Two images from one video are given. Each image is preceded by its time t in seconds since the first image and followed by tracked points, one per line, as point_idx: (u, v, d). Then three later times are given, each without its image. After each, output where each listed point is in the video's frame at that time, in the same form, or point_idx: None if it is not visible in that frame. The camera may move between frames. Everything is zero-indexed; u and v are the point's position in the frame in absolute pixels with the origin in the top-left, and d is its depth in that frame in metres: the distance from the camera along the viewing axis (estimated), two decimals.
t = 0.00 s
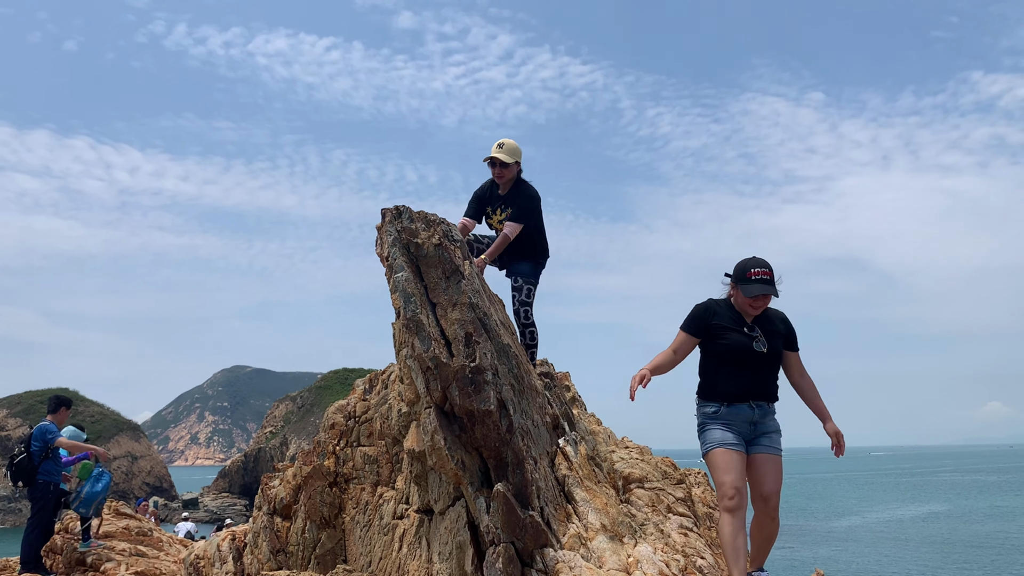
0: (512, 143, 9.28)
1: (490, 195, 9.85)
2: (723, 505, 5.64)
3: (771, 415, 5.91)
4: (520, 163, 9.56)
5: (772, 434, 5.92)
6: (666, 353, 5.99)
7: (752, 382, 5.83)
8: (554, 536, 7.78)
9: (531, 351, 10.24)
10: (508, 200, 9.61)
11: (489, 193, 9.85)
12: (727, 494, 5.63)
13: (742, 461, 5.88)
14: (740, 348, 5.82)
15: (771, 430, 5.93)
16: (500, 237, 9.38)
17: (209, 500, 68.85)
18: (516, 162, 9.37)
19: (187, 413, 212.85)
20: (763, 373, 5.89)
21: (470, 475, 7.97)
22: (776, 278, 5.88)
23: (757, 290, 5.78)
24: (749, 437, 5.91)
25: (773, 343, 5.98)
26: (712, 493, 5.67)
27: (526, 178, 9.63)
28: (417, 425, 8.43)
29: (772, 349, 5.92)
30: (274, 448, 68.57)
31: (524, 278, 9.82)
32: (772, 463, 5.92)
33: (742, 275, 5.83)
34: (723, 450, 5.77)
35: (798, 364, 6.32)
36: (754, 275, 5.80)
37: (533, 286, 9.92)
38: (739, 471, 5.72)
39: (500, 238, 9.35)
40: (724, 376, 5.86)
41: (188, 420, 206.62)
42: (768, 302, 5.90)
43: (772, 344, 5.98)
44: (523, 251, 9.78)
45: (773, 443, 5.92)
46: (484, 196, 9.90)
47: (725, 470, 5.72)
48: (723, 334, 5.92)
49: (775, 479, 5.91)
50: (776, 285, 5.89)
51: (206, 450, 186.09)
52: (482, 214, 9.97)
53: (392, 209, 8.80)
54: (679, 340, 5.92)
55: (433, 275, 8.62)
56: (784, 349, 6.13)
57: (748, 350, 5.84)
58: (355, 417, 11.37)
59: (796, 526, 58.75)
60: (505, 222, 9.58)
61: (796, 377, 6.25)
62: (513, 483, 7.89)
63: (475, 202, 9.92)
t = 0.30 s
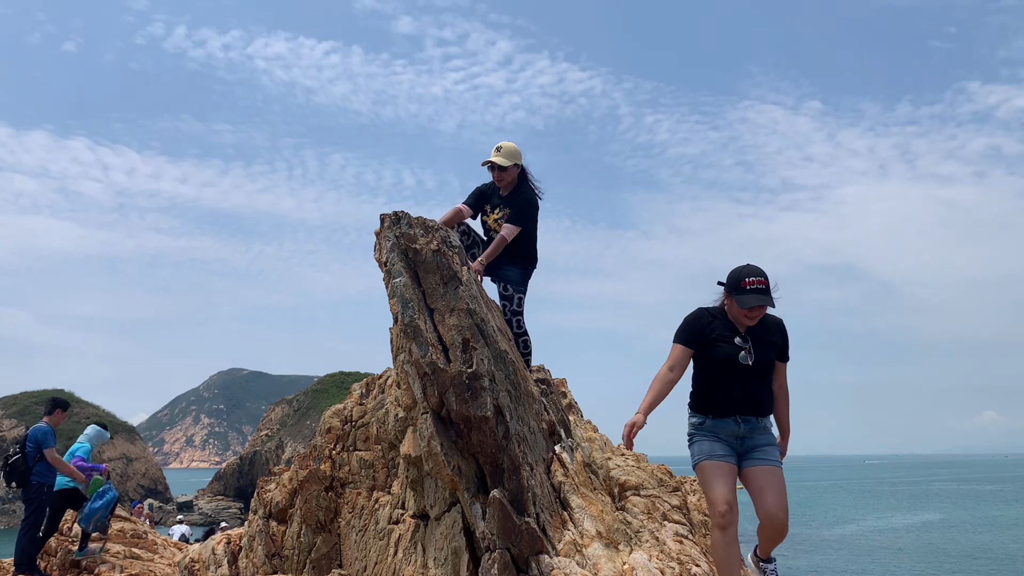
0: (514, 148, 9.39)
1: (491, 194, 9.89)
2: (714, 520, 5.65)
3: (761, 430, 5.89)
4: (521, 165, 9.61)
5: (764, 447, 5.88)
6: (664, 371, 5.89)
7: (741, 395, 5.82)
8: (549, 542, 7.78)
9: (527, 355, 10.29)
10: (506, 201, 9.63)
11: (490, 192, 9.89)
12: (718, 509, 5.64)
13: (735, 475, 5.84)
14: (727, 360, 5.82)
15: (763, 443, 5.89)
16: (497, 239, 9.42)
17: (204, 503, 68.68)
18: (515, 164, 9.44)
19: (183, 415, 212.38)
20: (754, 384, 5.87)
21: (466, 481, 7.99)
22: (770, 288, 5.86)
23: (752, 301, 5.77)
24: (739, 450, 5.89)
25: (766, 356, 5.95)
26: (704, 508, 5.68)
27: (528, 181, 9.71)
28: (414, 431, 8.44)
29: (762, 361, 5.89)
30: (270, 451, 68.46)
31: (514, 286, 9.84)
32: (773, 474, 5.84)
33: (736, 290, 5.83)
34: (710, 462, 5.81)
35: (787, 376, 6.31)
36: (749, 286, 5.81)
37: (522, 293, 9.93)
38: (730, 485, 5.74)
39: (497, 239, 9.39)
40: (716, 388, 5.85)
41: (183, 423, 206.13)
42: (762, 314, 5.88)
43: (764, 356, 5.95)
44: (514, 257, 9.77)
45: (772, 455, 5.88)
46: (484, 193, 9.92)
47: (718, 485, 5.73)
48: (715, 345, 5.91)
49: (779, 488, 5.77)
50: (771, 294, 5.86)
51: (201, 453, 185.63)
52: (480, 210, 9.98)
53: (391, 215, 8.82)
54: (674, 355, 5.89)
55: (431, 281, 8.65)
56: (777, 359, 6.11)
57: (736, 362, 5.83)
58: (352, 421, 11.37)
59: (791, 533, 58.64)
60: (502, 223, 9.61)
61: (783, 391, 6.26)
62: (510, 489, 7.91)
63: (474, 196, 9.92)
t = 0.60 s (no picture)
0: (494, 136, 9.36)
1: (476, 185, 9.90)
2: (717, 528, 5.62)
3: (769, 440, 5.86)
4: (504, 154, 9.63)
5: (774, 455, 5.82)
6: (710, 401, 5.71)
7: (747, 405, 5.81)
8: (550, 543, 7.77)
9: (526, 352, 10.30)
10: (493, 191, 9.65)
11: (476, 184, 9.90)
12: (721, 518, 5.60)
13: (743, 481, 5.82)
14: (730, 373, 5.80)
15: (772, 449, 5.83)
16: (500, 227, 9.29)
17: (203, 500, 68.74)
18: (499, 152, 9.44)
19: (183, 412, 212.58)
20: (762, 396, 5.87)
21: (467, 480, 7.98)
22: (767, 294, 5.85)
23: (752, 312, 5.73)
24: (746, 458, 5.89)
25: (769, 362, 5.92)
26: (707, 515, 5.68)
27: (511, 167, 9.70)
28: (415, 430, 8.42)
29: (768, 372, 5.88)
30: (270, 449, 68.53)
31: (509, 280, 9.83)
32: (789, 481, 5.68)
33: (736, 301, 5.76)
34: (717, 469, 5.80)
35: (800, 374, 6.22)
36: (748, 296, 5.78)
37: (516, 286, 9.91)
38: (735, 493, 5.66)
39: (501, 228, 9.26)
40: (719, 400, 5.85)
41: (184, 420, 206.27)
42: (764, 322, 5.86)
43: (768, 364, 5.93)
44: (507, 251, 9.80)
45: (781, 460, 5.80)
46: (470, 185, 9.93)
47: (725, 494, 5.65)
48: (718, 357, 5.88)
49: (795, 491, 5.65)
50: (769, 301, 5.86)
51: (201, 451, 185.76)
52: (464, 203, 9.96)
53: (394, 214, 8.81)
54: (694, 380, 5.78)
55: (433, 280, 8.64)
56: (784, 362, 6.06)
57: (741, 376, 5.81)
58: (353, 420, 11.37)
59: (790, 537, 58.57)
60: (493, 212, 9.61)
61: (800, 392, 6.17)
62: (510, 489, 7.91)
63: (459, 189, 9.92)
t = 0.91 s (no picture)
0: (463, 132, 9.31)
1: (449, 185, 9.77)
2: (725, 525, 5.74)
3: (789, 449, 5.80)
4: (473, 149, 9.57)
5: (793, 462, 5.78)
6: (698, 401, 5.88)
7: (766, 415, 5.79)
8: (549, 533, 7.83)
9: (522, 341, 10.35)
10: (465, 190, 9.61)
11: (446, 185, 9.79)
12: (728, 516, 5.71)
13: (760, 484, 5.86)
14: (751, 384, 5.79)
15: (791, 458, 5.78)
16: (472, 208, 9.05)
17: (206, 491, 69.04)
18: (469, 146, 9.39)
19: (186, 404, 213.19)
20: (787, 409, 5.78)
21: (467, 471, 8.03)
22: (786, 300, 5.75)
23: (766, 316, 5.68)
24: (767, 464, 5.88)
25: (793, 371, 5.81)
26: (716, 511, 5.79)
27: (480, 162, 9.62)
28: (416, 421, 8.47)
29: (787, 384, 5.77)
30: (272, 441, 68.75)
31: (498, 270, 9.88)
32: (807, 492, 5.71)
33: (748, 307, 5.72)
34: (734, 468, 5.86)
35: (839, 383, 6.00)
36: (764, 299, 5.73)
37: (507, 278, 9.98)
38: (749, 494, 5.72)
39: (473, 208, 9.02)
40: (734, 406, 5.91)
41: (186, 412, 206.84)
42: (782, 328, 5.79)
43: (790, 376, 5.79)
44: (491, 245, 9.81)
45: (799, 471, 5.76)
46: (440, 188, 9.80)
47: (737, 496, 5.71)
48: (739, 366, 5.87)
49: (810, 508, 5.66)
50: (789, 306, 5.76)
51: (204, 442, 186.40)
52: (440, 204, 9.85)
53: (394, 206, 8.81)
54: (704, 382, 5.92)
55: (434, 272, 8.67)
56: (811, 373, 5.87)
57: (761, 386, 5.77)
58: (354, 411, 11.43)
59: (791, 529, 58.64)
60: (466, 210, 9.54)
61: (839, 403, 5.93)
62: (510, 480, 7.96)
63: (432, 192, 9.81)
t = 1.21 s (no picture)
0: (426, 112, 9.21)
1: (415, 170, 9.75)
2: (734, 509, 5.74)
3: (792, 431, 5.77)
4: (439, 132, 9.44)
5: (798, 447, 5.76)
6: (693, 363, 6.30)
7: (766, 395, 5.82)
8: (550, 524, 7.85)
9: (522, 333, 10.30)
10: (435, 173, 9.61)
11: (414, 171, 9.74)
12: (738, 498, 5.72)
13: (770, 469, 5.87)
14: (748, 356, 5.89)
15: (796, 443, 5.76)
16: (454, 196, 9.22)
17: (208, 485, 69.25)
18: (434, 132, 9.27)
19: (187, 397, 213.53)
20: (780, 390, 5.77)
21: (468, 463, 8.04)
22: (773, 264, 5.87)
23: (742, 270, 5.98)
24: (774, 447, 5.88)
25: (790, 345, 5.70)
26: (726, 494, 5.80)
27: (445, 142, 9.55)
28: (416, 413, 8.48)
29: (779, 357, 5.72)
30: (274, 434, 68.88)
31: (487, 237, 9.81)
32: (814, 478, 5.72)
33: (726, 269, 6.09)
34: (743, 451, 5.89)
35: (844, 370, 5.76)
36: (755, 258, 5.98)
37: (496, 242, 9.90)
38: (757, 477, 5.76)
39: (455, 196, 9.19)
40: (740, 387, 6.00)
41: (188, 405, 207.23)
42: (767, 289, 5.88)
43: (789, 351, 5.70)
44: (474, 217, 9.85)
45: (804, 458, 5.74)
46: (409, 175, 9.77)
47: (740, 477, 5.78)
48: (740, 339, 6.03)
49: (815, 493, 5.68)
50: (776, 271, 5.85)
51: (205, 436, 186.93)
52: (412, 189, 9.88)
53: (393, 198, 8.79)
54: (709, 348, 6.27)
55: (433, 264, 8.66)
56: (815, 355, 5.68)
57: (755, 358, 5.84)
58: (354, 404, 11.44)
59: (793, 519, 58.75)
60: (441, 194, 9.64)
61: (844, 390, 5.68)
62: (510, 471, 7.97)
63: (401, 180, 9.79)
